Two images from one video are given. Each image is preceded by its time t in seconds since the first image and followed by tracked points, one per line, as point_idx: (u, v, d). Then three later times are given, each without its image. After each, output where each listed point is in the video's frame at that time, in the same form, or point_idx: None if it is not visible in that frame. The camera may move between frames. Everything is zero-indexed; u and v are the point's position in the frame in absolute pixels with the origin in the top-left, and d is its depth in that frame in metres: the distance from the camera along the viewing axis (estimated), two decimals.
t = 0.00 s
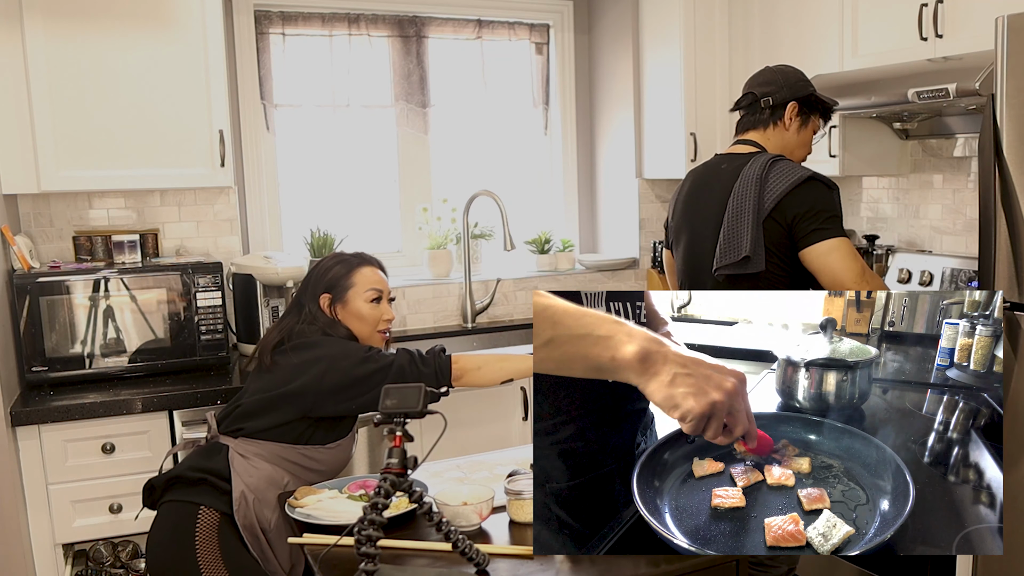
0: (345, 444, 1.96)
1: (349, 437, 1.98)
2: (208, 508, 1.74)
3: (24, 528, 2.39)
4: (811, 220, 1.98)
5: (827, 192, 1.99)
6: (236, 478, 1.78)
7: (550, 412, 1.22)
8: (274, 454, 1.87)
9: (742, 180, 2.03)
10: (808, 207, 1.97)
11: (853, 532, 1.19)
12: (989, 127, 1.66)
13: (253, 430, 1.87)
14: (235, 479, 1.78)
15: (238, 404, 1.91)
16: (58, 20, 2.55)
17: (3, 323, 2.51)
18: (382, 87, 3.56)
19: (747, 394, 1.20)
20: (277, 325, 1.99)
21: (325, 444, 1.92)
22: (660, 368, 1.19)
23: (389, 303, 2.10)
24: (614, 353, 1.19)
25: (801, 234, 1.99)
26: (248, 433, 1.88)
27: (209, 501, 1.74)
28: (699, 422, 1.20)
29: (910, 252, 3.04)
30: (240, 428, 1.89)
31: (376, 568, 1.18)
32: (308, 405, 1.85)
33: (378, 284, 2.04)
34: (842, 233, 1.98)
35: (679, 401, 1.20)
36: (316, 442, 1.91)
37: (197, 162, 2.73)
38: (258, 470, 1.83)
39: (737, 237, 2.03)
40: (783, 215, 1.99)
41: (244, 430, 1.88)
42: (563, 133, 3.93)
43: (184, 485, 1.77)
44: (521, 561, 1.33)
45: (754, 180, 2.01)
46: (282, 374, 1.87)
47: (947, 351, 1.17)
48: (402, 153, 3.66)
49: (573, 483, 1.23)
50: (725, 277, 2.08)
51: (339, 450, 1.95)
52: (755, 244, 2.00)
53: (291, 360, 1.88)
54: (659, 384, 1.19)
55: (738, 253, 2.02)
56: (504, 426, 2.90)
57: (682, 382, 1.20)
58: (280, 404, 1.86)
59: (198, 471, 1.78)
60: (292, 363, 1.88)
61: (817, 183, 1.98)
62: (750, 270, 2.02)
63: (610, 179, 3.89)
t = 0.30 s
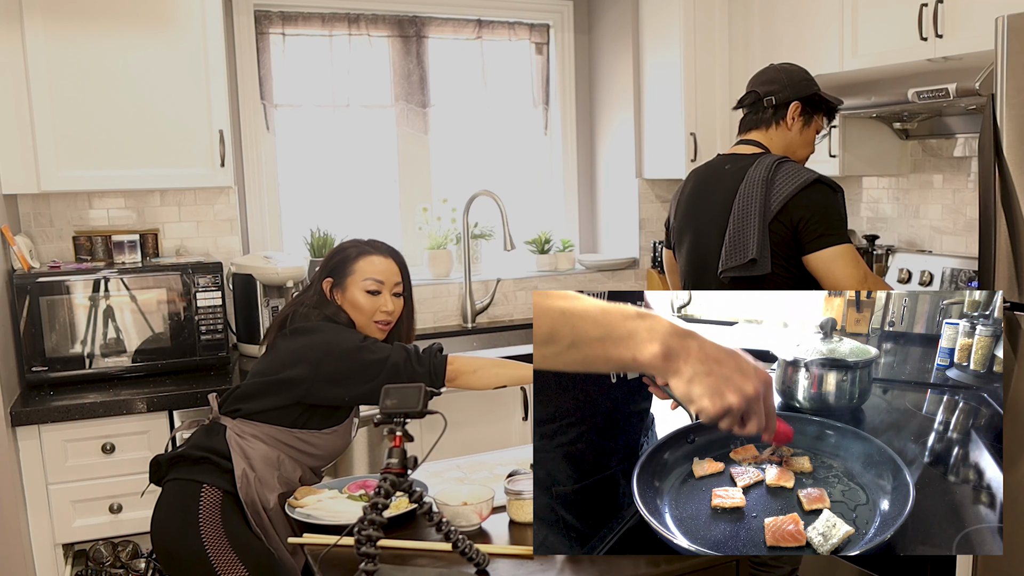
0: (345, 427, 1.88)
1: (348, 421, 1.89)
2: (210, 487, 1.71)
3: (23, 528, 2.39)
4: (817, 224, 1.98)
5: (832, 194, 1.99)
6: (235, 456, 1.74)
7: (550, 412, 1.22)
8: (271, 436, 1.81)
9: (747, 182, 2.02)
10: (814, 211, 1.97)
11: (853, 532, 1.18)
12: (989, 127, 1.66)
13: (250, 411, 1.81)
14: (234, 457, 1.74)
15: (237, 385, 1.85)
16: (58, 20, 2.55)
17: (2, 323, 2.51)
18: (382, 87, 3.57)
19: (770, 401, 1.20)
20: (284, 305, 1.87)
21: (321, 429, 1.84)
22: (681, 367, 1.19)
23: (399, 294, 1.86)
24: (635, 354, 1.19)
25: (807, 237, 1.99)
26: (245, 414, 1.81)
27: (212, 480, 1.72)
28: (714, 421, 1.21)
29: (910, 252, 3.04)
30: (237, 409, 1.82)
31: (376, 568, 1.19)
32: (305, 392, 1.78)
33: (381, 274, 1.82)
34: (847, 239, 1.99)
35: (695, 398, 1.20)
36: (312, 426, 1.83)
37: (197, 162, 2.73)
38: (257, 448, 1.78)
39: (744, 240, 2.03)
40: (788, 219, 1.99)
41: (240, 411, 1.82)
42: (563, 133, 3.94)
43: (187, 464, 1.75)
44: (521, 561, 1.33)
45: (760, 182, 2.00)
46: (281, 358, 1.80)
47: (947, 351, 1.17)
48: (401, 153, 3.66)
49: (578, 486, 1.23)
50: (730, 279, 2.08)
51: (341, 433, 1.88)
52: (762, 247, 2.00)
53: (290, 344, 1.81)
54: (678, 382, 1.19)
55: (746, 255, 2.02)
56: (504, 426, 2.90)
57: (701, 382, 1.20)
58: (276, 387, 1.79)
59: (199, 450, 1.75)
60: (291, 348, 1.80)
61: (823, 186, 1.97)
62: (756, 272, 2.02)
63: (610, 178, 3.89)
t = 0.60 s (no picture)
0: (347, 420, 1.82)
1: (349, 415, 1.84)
2: (213, 481, 1.73)
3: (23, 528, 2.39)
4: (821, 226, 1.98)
5: (840, 199, 1.99)
6: (235, 446, 1.75)
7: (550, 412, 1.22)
8: (271, 425, 1.79)
9: (754, 185, 2.02)
10: (820, 214, 1.97)
11: (853, 532, 1.18)
12: (989, 127, 1.66)
13: (250, 402, 1.80)
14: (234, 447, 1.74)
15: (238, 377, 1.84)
16: (58, 20, 2.55)
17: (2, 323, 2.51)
18: (382, 87, 3.56)
19: (751, 383, 1.20)
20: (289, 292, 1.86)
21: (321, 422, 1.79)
22: (653, 356, 1.19)
23: (401, 286, 1.82)
24: (602, 346, 1.19)
25: (812, 242, 1.99)
26: (245, 406, 1.81)
27: (215, 473, 1.74)
28: (698, 410, 1.20)
29: (910, 252, 3.04)
30: (238, 400, 1.82)
31: (376, 568, 1.19)
32: (303, 383, 1.76)
33: (385, 265, 1.77)
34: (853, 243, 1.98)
35: (675, 389, 1.19)
36: (311, 418, 1.79)
37: (197, 162, 2.73)
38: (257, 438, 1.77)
39: (748, 245, 2.03)
40: (795, 223, 1.99)
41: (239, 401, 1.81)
42: (563, 133, 3.93)
43: (191, 458, 1.77)
44: (521, 561, 1.33)
45: (767, 185, 2.00)
46: (280, 350, 1.79)
47: (947, 351, 1.17)
48: (401, 153, 3.66)
49: (579, 489, 1.22)
50: (736, 283, 2.08)
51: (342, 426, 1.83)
52: (767, 253, 2.00)
53: (289, 336, 1.79)
54: (652, 373, 1.19)
55: (750, 261, 2.02)
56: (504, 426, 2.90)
57: (676, 369, 1.19)
58: (275, 379, 1.77)
59: (202, 443, 1.77)
60: (290, 340, 1.79)
61: (830, 190, 1.97)
62: (762, 278, 2.01)
63: (610, 179, 3.89)
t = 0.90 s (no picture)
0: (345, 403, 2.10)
1: (348, 399, 2.11)
2: (230, 466, 1.89)
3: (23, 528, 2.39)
4: (830, 232, 1.94)
5: (848, 207, 1.95)
6: (246, 434, 1.94)
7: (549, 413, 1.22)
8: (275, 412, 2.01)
9: (758, 187, 2.02)
10: (824, 220, 1.94)
11: (853, 533, 1.18)
12: (989, 127, 1.66)
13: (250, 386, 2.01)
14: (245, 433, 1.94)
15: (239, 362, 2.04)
16: (58, 20, 2.55)
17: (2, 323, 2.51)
18: (382, 87, 3.56)
19: (718, 374, 1.19)
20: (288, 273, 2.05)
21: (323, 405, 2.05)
22: (626, 365, 1.18)
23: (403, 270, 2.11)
24: (576, 359, 1.19)
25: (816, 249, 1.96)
26: (247, 390, 2.02)
27: (230, 459, 1.90)
28: (677, 408, 1.20)
29: (911, 252, 3.04)
30: (240, 386, 2.02)
31: (376, 568, 1.19)
32: (302, 370, 2.00)
33: (392, 250, 2.07)
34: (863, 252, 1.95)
35: (652, 390, 1.19)
36: (312, 402, 2.04)
37: (197, 162, 2.73)
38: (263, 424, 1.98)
39: (746, 250, 2.03)
40: (795, 227, 1.96)
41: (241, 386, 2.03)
42: (563, 133, 3.93)
43: (202, 446, 1.92)
44: (521, 561, 1.33)
45: (769, 189, 1.99)
46: (279, 335, 2.00)
47: (947, 351, 1.17)
48: (401, 153, 3.66)
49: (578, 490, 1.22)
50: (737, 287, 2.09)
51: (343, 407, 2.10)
52: (761, 260, 1.99)
53: (286, 320, 2.01)
54: (627, 382, 1.19)
55: (746, 267, 2.02)
56: (504, 426, 2.89)
57: (648, 371, 1.19)
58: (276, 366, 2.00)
59: (214, 432, 1.93)
60: (288, 325, 2.00)
61: (837, 198, 1.94)
62: (758, 283, 2.00)
63: (610, 179, 3.89)
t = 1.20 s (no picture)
0: (345, 388, 2.18)
1: (346, 384, 2.19)
2: (250, 452, 1.95)
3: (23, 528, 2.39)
4: (840, 235, 1.93)
5: (858, 211, 1.95)
6: (263, 421, 1.98)
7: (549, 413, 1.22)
8: (284, 397, 2.06)
9: (767, 189, 2.01)
10: (834, 224, 1.93)
11: (854, 533, 1.18)
12: (989, 127, 1.66)
13: (256, 370, 2.05)
14: (261, 419, 1.99)
15: (241, 346, 2.07)
16: (58, 20, 2.55)
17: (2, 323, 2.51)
18: (382, 87, 3.56)
19: (714, 380, 1.19)
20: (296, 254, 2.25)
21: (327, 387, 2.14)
22: (626, 373, 1.19)
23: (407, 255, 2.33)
24: (576, 371, 1.19)
25: (827, 254, 1.95)
26: (252, 374, 2.05)
27: (249, 445, 1.95)
28: (677, 414, 1.19)
29: (910, 252, 3.04)
30: (245, 369, 2.05)
31: (376, 568, 1.19)
32: (309, 355, 2.07)
33: (399, 234, 2.28)
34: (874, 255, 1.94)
35: (653, 397, 1.19)
36: (315, 386, 2.12)
37: (197, 162, 2.73)
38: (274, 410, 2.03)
39: (753, 254, 2.02)
40: (804, 230, 1.95)
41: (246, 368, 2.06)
42: (563, 133, 3.93)
43: (217, 430, 1.95)
44: (521, 561, 1.33)
45: (779, 190, 1.97)
46: (285, 318, 2.08)
47: (947, 351, 1.18)
48: (401, 153, 3.66)
49: (577, 491, 1.22)
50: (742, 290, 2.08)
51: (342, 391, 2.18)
52: (770, 263, 1.99)
53: (292, 303, 2.11)
54: (627, 389, 1.19)
55: (754, 270, 2.02)
56: (504, 426, 2.89)
57: (647, 379, 1.19)
58: (282, 350, 2.05)
59: (230, 416, 1.97)
60: (294, 309, 2.10)
61: (848, 202, 1.93)
62: (765, 287, 2.00)
63: (610, 179, 3.89)
